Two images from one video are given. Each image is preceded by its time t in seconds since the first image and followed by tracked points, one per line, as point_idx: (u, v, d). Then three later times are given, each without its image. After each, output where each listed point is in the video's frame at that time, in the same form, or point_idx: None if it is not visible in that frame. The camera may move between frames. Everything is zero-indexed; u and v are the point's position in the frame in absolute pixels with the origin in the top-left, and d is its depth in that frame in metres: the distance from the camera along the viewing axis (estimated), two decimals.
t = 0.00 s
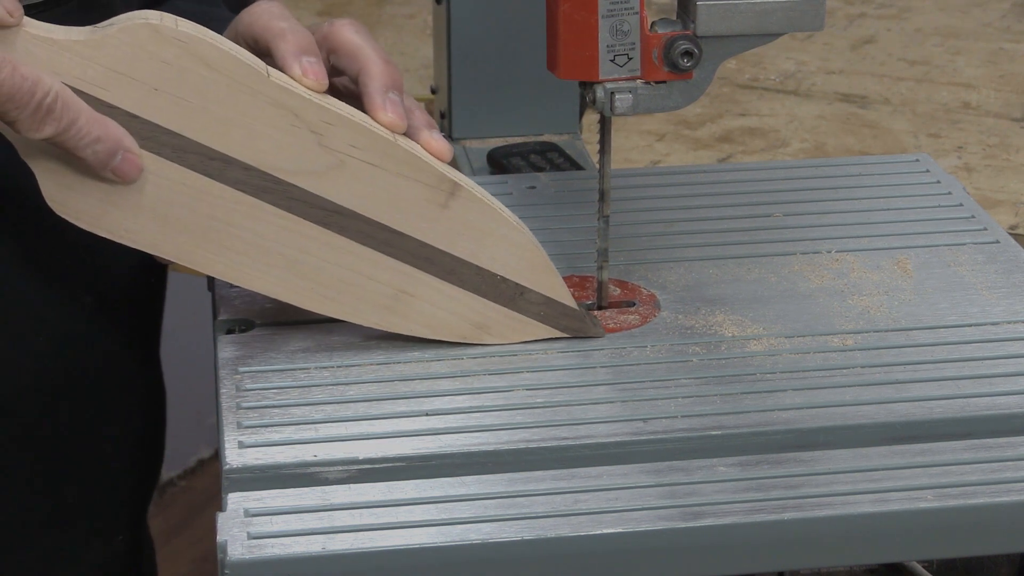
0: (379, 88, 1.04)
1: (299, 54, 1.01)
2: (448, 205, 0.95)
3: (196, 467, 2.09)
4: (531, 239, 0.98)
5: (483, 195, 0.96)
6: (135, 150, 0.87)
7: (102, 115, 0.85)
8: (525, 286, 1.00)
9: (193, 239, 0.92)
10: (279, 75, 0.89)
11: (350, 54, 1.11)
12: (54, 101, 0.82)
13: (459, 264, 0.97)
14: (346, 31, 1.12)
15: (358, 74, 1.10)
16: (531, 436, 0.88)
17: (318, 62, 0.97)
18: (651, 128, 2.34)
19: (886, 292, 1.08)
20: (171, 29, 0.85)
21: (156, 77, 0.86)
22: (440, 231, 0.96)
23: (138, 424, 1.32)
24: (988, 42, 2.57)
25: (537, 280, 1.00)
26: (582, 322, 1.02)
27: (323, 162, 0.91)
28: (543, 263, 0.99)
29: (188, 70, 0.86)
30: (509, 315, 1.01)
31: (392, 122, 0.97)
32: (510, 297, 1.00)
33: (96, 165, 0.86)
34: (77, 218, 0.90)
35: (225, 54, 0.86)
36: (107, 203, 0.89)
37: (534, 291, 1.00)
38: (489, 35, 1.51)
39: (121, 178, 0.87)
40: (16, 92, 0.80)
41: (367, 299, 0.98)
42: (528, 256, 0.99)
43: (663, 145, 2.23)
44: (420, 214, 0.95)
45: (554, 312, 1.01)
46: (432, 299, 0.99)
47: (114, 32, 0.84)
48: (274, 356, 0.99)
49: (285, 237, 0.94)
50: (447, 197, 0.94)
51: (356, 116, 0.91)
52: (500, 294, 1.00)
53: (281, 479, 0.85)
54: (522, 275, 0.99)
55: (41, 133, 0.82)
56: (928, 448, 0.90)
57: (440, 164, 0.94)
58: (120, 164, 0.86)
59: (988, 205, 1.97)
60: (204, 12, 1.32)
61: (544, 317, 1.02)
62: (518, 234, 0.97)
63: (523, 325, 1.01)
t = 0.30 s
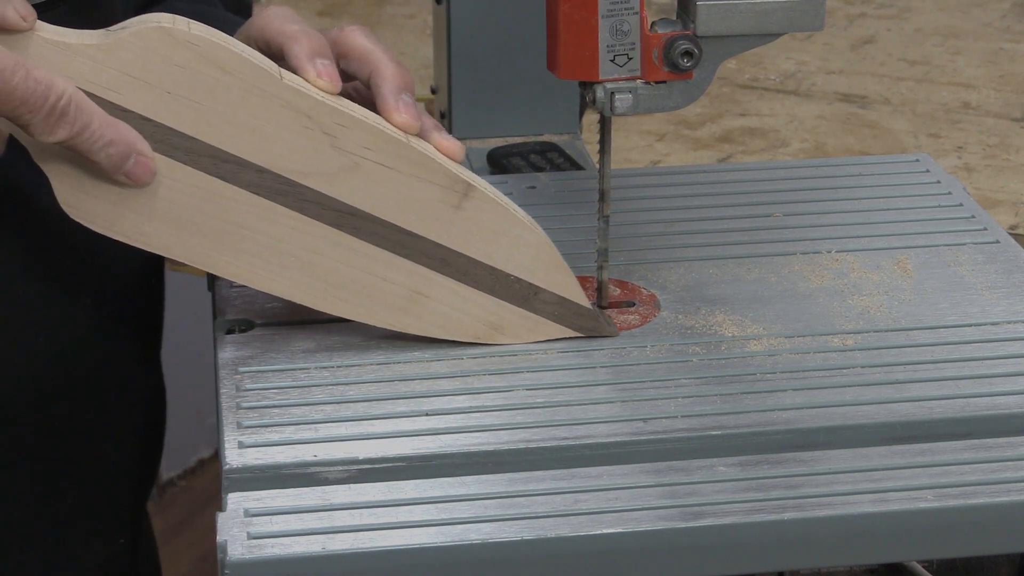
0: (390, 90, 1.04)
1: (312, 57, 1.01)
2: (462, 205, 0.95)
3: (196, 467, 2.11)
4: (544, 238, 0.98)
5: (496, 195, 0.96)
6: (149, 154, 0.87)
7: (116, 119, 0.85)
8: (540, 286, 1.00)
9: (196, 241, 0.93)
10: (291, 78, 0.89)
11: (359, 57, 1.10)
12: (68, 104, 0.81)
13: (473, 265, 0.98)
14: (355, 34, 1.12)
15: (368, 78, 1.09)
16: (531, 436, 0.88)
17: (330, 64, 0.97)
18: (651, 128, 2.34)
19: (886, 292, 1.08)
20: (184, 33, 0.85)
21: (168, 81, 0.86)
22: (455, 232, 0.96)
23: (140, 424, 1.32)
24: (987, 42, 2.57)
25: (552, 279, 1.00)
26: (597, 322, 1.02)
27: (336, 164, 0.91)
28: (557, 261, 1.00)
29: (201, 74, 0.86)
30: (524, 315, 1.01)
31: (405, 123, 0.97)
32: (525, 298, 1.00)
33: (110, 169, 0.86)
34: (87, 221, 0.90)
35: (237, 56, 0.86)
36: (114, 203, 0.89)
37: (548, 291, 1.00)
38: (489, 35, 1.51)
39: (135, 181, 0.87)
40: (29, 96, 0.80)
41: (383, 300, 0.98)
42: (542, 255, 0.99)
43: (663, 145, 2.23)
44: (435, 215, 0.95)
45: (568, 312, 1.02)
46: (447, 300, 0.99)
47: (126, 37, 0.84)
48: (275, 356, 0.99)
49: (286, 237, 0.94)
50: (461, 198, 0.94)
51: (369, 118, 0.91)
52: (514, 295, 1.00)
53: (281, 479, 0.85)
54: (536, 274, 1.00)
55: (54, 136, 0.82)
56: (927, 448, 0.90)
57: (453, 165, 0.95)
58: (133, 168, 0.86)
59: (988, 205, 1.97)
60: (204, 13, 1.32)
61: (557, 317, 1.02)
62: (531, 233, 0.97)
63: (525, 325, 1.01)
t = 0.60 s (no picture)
0: (413, 98, 1.04)
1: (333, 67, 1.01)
2: (487, 207, 0.95)
3: (196, 467, 2.12)
4: (571, 237, 0.99)
5: (520, 195, 0.96)
6: (174, 167, 0.88)
7: (141, 134, 0.87)
8: (567, 284, 1.00)
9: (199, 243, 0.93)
10: (313, 86, 0.90)
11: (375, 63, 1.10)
12: (91, 121, 0.83)
13: (500, 265, 0.98)
14: (369, 39, 1.11)
15: (388, 84, 1.09)
16: (531, 436, 0.88)
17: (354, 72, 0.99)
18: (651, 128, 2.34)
19: (886, 292, 1.08)
20: (204, 45, 0.86)
21: (192, 94, 0.87)
22: (483, 233, 0.96)
23: (148, 427, 1.32)
24: (987, 42, 2.57)
25: (581, 279, 1.00)
26: (626, 317, 1.02)
27: (362, 170, 0.92)
28: (584, 259, 1.00)
29: (223, 85, 0.87)
30: (552, 314, 1.01)
31: (429, 127, 0.98)
32: (553, 296, 1.00)
33: (135, 184, 0.87)
34: (112, 233, 0.91)
35: (259, 67, 0.87)
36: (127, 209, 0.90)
37: (577, 288, 1.01)
38: (489, 35, 1.51)
39: (160, 195, 0.89)
40: (53, 113, 0.82)
41: (409, 303, 0.99)
42: (568, 254, 0.99)
43: (663, 144, 2.23)
44: (460, 217, 0.95)
45: (598, 309, 1.02)
46: (475, 301, 0.99)
47: (146, 51, 0.85)
48: (275, 356, 0.99)
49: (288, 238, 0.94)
50: (486, 199, 0.95)
51: (390, 123, 0.92)
52: (542, 294, 1.00)
53: (281, 479, 0.85)
54: (563, 273, 1.00)
55: (79, 152, 0.84)
56: (927, 448, 0.90)
57: (477, 167, 0.95)
58: (158, 181, 0.88)
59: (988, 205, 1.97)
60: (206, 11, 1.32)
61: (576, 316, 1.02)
62: (557, 233, 0.98)
63: (526, 325, 1.01)
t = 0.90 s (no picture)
0: (425, 100, 1.04)
1: (342, 70, 1.01)
2: (502, 207, 0.95)
3: (196, 467, 2.12)
4: (586, 234, 0.99)
5: (535, 193, 0.96)
6: (189, 176, 0.88)
7: (156, 143, 0.86)
8: (584, 282, 1.00)
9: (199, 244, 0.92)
10: (325, 91, 0.90)
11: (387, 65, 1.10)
12: (105, 130, 0.82)
13: (516, 265, 0.98)
14: (379, 42, 1.11)
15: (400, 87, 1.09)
16: (531, 436, 0.88)
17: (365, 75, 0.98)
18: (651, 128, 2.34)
19: (886, 292, 1.08)
20: (216, 53, 0.85)
21: (206, 103, 0.86)
22: (497, 233, 0.96)
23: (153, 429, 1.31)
24: (987, 42, 2.57)
25: (597, 274, 1.01)
26: (645, 314, 1.02)
27: (377, 174, 0.92)
28: (598, 256, 1.00)
29: (237, 92, 0.86)
30: (570, 311, 1.01)
31: (443, 129, 0.98)
32: (569, 293, 1.01)
33: (151, 193, 0.87)
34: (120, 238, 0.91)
35: (272, 74, 0.86)
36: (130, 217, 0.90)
37: (593, 286, 1.01)
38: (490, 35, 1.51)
39: (176, 203, 0.88)
40: (68, 124, 0.81)
41: (421, 304, 0.99)
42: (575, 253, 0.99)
43: (663, 145, 2.23)
44: (475, 217, 0.95)
45: (616, 306, 1.02)
46: (490, 301, 0.99)
47: (158, 61, 0.84)
48: (275, 357, 0.99)
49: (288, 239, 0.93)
50: (501, 199, 0.95)
51: (403, 126, 0.91)
52: (559, 291, 1.00)
53: (281, 479, 0.85)
54: (578, 270, 1.00)
55: (94, 162, 0.83)
56: (927, 449, 0.90)
57: (491, 167, 0.95)
58: (174, 189, 0.87)
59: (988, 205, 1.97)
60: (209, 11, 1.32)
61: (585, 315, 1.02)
62: (571, 230, 0.98)
63: (526, 324, 1.01)
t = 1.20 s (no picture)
0: (433, 106, 1.02)
1: (350, 78, 0.99)
2: (513, 209, 0.95)
3: (196, 467, 2.07)
4: (600, 233, 0.98)
5: (545, 193, 0.96)
6: (198, 193, 0.89)
7: (163, 162, 0.87)
8: (599, 280, 1.00)
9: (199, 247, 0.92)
10: (329, 102, 0.90)
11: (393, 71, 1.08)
12: (113, 153, 0.83)
13: (530, 266, 0.98)
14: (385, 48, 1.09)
15: (405, 94, 1.07)
16: (531, 436, 0.88)
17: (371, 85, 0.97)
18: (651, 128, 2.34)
19: (886, 292, 1.08)
20: (219, 71, 0.85)
21: (211, 121, 0.87)
22: (510, 235, 0.96)
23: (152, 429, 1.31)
24: (987, 41, 2.57)
25: (612, 272, 1.00)
26: (660, 309, 1.02)
27: (385, 181, 0.92)
28: (614, 253, 1.00)
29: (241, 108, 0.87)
30: (587, 310, 1.01)
31: (448, 136, 0.97)
32: (585, 292, 1.00)
33: (161, 212, 0.88)
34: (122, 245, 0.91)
35: (275, 88, 0.87)
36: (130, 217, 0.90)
37: (609, 283, 1.01)
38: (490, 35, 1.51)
39: (186, 221, 0.89)
40: (76, 148, 0.81)
41: (428, 308, 0.99)
42: (575, 254, 0.99)
43: (663, 144, 2.24)
44: (488, 221, 0.95)
45: (632, 302, 1.01)
46: (505, 302, 0.99)
47: (162, 81, 0.85)
48: (276, 356, 0.99)
49: (289, 240, 0.93)
50: (511, 202, 0.95)
51: (409, 133, 0.91)
52: (574, 290, 1.00)
53: (281, 479, 0.85)
54: (592, 269, 1.00)
55: (103, 184, 0.84)
56: (927, 448, 0.90)
57: (500, 169, 0.95)
58: (184, 208, 0.88)
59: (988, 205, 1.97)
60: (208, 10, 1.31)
61: (595, 314, 1.02)
62: (585, 228, 0.97)
63: (526, 324, 1.01)
